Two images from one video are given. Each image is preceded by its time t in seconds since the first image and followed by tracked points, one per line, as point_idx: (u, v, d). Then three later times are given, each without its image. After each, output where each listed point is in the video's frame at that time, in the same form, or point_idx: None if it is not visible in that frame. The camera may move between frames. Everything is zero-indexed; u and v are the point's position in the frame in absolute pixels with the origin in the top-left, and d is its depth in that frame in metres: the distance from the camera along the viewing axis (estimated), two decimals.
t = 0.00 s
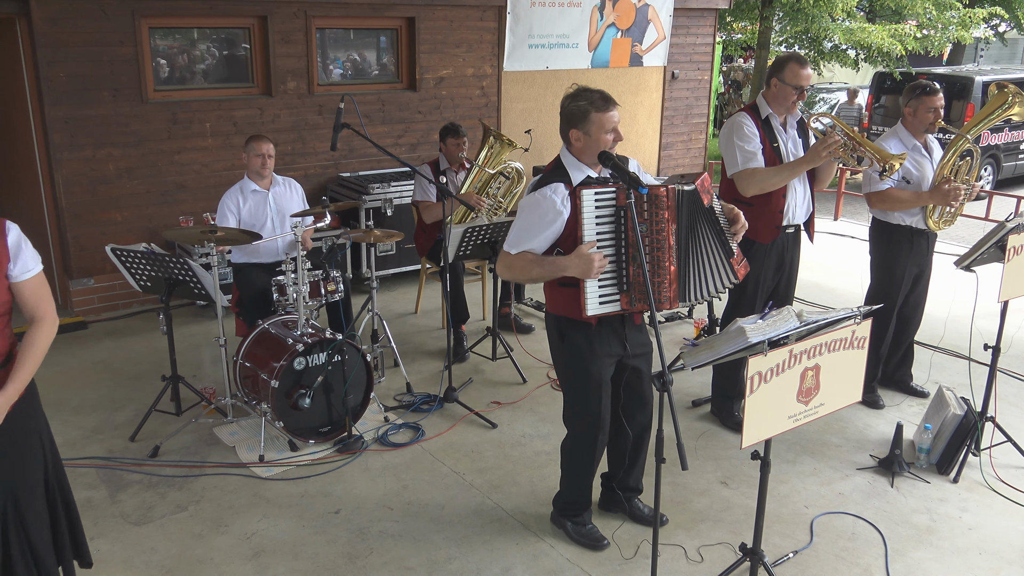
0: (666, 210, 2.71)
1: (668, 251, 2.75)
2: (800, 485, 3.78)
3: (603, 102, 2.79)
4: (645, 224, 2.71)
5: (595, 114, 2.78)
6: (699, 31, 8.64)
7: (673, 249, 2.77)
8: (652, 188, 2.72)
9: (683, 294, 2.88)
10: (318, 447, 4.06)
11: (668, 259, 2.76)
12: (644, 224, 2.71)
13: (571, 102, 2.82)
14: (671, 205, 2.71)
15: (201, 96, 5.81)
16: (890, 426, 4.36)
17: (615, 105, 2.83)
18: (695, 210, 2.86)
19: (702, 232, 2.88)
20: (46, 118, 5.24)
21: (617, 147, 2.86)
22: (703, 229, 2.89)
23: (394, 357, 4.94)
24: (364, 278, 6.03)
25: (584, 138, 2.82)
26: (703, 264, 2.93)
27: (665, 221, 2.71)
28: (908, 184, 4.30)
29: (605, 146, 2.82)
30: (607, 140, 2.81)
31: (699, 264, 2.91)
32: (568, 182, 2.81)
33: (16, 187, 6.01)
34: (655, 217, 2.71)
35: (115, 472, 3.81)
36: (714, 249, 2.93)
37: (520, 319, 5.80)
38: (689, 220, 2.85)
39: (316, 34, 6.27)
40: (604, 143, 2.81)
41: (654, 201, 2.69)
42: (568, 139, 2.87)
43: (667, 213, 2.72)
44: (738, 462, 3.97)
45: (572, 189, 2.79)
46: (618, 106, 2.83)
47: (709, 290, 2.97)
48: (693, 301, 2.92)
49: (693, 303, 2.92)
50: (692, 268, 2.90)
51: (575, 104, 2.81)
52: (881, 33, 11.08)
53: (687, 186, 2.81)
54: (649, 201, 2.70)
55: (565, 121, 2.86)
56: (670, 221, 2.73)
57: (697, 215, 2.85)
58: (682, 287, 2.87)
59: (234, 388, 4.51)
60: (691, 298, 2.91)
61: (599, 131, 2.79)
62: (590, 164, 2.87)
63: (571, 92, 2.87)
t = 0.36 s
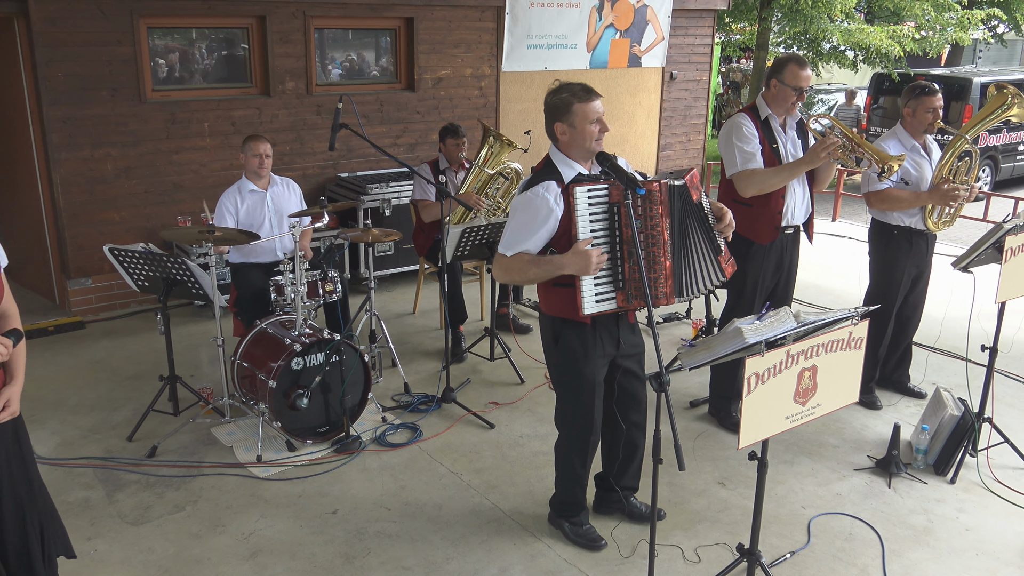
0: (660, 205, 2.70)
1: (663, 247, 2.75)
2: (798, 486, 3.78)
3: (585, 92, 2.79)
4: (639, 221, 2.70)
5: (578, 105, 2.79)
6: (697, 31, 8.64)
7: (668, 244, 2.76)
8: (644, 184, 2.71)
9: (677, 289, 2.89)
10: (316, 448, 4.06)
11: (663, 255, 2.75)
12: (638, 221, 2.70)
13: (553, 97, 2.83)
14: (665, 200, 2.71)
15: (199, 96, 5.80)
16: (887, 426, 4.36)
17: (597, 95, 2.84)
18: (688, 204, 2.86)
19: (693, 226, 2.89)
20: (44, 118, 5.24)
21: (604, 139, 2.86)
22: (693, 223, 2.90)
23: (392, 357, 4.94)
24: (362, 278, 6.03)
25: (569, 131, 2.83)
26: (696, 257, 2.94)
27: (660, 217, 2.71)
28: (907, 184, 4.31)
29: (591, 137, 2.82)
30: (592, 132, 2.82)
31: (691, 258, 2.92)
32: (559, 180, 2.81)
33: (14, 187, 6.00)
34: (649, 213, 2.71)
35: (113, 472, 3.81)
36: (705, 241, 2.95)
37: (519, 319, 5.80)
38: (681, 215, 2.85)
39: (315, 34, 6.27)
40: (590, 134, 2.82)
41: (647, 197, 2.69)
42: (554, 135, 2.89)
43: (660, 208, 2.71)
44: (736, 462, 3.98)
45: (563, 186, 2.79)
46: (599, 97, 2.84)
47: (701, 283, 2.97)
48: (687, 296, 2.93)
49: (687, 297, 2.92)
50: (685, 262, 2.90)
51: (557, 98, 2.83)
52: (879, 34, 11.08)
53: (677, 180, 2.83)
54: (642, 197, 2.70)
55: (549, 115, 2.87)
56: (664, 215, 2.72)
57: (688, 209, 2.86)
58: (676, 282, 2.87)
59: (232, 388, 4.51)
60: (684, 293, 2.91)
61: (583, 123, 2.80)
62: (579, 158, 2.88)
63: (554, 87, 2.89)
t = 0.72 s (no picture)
0: (654, 209, 2.73)
1: (659, 250, 2.76)
2: (794, 486, 3.79)
3: (578, 101, 2.80)
4: (634, 225, 2.72)
5: (570, 117, 2.79)
6: (694, 32, 8.65)
7: (664, 248, 2.77)
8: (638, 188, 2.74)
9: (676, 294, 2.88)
10: (312, 449, 4.06)
11: (659, 258, 2.76)
12: (633, 225, 2.72)
13: (547, 106, 2.83)
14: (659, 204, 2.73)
15: (196, 96, 5.80)
16: (884, 427, 4.36)
17: (591, 104, 2.84)
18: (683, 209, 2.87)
19: (689, 229, 2.88)
20: (39, 119, 5.23)
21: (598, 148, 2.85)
22: (689, 226, 2.90)
23: (388, 358, 4.94)
24: (359, 279, 6.03)
25: (563, 140, 2.83)
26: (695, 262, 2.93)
27: (654, 220, 2.73)
28: (902, 184, 4.32)
29: (585, 148, 2.82)
30: (586, 141, 2.81)
31: (689, 262, 2.91)
32: (556, 187, 2.81)
33: (10, 188, 5.99)
34: (643, 217, 2.73)
35: (109, 474, 3.80)
36: (704, 243, 2.94)
37: (515, 320, 5.81)
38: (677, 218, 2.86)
39: (311, 35, 6.26)
40: (584, 146, 2.81)
41: (641, 201, 2.71)
42: (548, 144, 2.88)
43: (655, 212, 2.74)
44: (732, 463, 3.98)
45: (560, 193, 2.79)
46: (593, 106, 2.85)
47: (701, 288, 2.96)
48: (686, 301, 2.92)
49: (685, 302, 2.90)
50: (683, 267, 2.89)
51: (550, 107, 2.83)
52: (875, 35, 11.10)
53: (672, 185, 2.84)
54: (636, 201, 2.71)
55: (543, 126, 2.87)
56: (658, 219, 2.75)
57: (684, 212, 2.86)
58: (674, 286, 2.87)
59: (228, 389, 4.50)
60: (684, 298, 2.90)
61: (576, 133, 2.80)
62: (574, 167, 2.87)
63: (547, 95, 2.89)
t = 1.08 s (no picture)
0: (653, 204, 2.72)
1: (659, 245, 2.75)
2: (791, 484, 3.79)
3: (574, 96, 2.78)
4: (633, 219, 2.72)
5: (566, 109, 2.78)
6: (689, 31, 8.65)
7: (663, 243, 2.77)
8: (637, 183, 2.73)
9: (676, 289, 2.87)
10: (309, 449, 4.05)
11: (659, 253, 2.75)
12: (632, 220, 2.71)
13: (543, 99, 2.82)
14: (658, 198, 2.72)
15: (191, 97, 5.78)
16: (880, 425, 4.36)
17: (588, 98, 2.82)
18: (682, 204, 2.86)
19: (689, 224, 2.87)
20: (34, 120, 5.21)
21: (594, 141, 2.85)
22: (689, 221, 2.89)
23: (385, 359, 4.93)
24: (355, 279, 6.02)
25: (559, 134, 2.82)
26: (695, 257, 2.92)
27: (652, 215, 2.72)
28: (898, 181, 4.32)
29: (580, 141, 2.82)
30: (582, 135, 2.81)
31: (690, 256, 2.90)
32: (553, 182, 2.81)
33: (4, 190, 5.97)
34: (642, 212, 2.72)
35: (104, 476, 3.79)
36: (704, 236, 2.92)
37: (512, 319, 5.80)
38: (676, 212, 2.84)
39: (306, 35, 6.25)
40: (579, 138, 2.81)
41: (640, 195, 2.70)
42: (544, 138, 2.89)
43: (654, 207, 2.72)
44: (729, 462, 3.98)
45: (557, 187, 2.78)
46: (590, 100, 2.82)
47: (703, 282, 2.95)
48: (687, 295, 2.91)
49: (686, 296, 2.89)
50: (683, 261, 2.88)
51: (548, 101, 2.82)
52: (871, 33, 11.10)
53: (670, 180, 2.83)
54: (635, 196, 2.70)
55: (540, 119, 2.87)
56: (657, 214, 2.74)
57: (684, 205, 2.85)
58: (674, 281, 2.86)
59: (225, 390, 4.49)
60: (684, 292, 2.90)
61: (573, 127, 2.79)
62: (570, 161, 2.86)
63: (548, 88, 2.88)
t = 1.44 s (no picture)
0: (654, 200, 2.71)
1: (657, 242, 2.74)
2: (790, 482, 3.79)
3: (589, 95, 2.75)
4: (633, 215, 2.71)
5: (575, 105, 2.77)
6: (687, 28, 8.64)
7: (662, 240, 2.76)
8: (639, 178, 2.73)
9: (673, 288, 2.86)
10: (307, 448, 4.05)
11: (656, 250, 2.75)
12: (632, 216, 2.71)
13: (558, 88, 2.81)
14: (659, 195, 2.72)
15: (188, 97, 5.77)
16: (879, 422, 4.36)
17: (601, 99, 2.80)
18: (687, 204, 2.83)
19: (692, 223, 2.84)
20: (31, 120, 5.20)
21: (597, 143, 2.82)
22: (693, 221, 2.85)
23: (384, 357, 4.93)
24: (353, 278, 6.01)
25: (565, 131, 2.82)
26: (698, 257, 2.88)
27: (653, 211, 2.71)
28: (897, 178, 4.31)
29: (583, 138, 2.80)
30: (586, 135, 2.78)
31: (689, 257, 2.88)
32: (556, 171, 2.80)
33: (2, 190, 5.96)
34: (643, 208, 2.72)
35: (103, 475, 3.79)
36: (706, 238, 2.90)
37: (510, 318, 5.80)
38: (678, 212, 2.83)
39: (304, 34, 6.24)
40: (581, 135, 2.80)
41: (641, 191, 2.70)
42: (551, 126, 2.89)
43: (654, 204, 2.72)
44: (728, 459, 3.98)
45: (560, 176, 2.79)
46: (603, 103, 2.80)
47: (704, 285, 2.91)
48: (684, 296, 2.89)
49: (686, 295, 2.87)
50: (682, 261, 2.87)
51: (562, 91, 2.80)
52: (868, 30, 11.10)
53: (674, 179, 2.81)
54: (636, 192, 2.71)
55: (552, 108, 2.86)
56: (658, 211, 2.73)
57: (686, 206, 2.83)
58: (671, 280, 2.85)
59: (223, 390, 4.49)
60: (681, 292, 2.88)
61: (578, 124, 2.78)
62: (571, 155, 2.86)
63: (567, 79, 2.85)
